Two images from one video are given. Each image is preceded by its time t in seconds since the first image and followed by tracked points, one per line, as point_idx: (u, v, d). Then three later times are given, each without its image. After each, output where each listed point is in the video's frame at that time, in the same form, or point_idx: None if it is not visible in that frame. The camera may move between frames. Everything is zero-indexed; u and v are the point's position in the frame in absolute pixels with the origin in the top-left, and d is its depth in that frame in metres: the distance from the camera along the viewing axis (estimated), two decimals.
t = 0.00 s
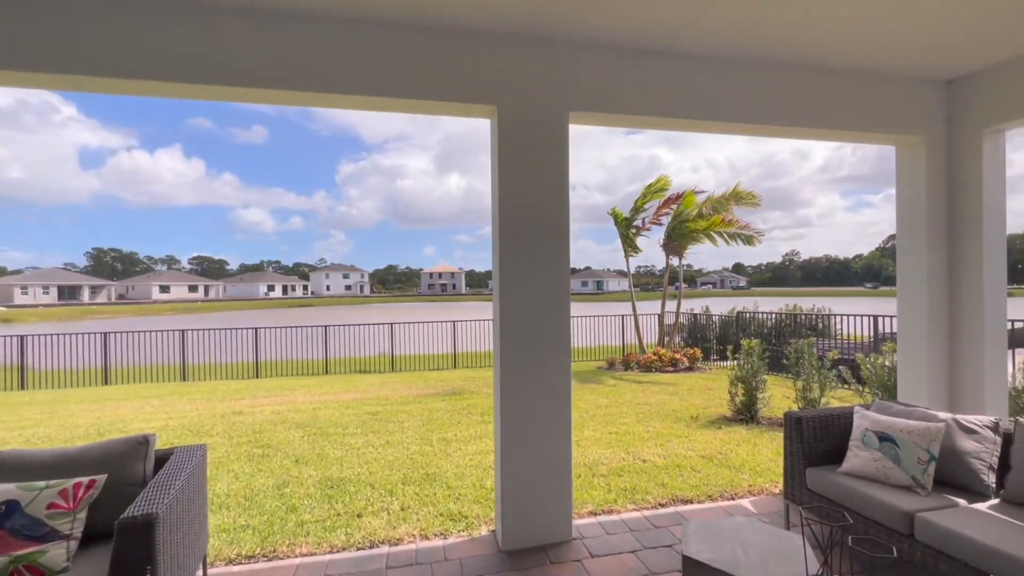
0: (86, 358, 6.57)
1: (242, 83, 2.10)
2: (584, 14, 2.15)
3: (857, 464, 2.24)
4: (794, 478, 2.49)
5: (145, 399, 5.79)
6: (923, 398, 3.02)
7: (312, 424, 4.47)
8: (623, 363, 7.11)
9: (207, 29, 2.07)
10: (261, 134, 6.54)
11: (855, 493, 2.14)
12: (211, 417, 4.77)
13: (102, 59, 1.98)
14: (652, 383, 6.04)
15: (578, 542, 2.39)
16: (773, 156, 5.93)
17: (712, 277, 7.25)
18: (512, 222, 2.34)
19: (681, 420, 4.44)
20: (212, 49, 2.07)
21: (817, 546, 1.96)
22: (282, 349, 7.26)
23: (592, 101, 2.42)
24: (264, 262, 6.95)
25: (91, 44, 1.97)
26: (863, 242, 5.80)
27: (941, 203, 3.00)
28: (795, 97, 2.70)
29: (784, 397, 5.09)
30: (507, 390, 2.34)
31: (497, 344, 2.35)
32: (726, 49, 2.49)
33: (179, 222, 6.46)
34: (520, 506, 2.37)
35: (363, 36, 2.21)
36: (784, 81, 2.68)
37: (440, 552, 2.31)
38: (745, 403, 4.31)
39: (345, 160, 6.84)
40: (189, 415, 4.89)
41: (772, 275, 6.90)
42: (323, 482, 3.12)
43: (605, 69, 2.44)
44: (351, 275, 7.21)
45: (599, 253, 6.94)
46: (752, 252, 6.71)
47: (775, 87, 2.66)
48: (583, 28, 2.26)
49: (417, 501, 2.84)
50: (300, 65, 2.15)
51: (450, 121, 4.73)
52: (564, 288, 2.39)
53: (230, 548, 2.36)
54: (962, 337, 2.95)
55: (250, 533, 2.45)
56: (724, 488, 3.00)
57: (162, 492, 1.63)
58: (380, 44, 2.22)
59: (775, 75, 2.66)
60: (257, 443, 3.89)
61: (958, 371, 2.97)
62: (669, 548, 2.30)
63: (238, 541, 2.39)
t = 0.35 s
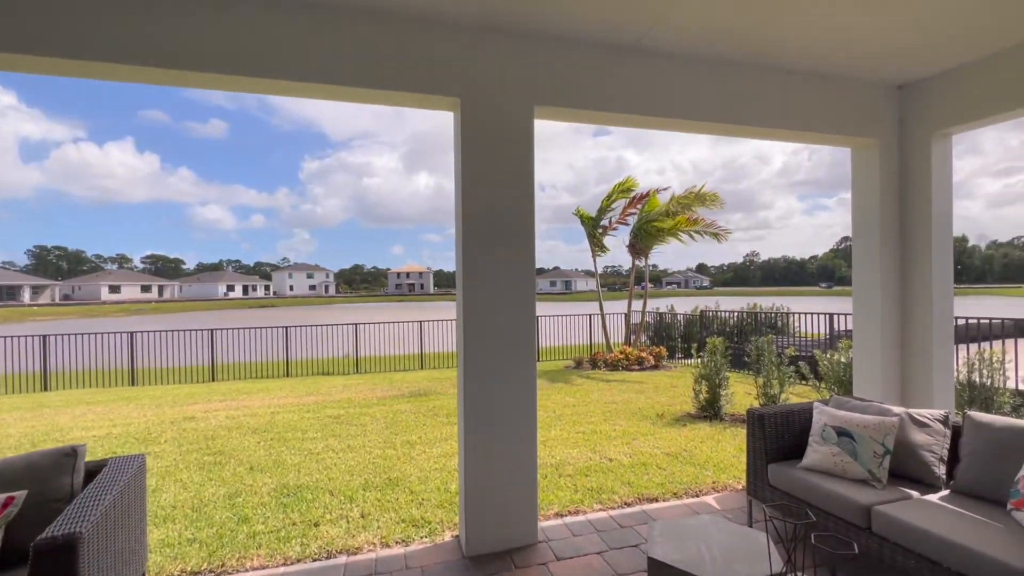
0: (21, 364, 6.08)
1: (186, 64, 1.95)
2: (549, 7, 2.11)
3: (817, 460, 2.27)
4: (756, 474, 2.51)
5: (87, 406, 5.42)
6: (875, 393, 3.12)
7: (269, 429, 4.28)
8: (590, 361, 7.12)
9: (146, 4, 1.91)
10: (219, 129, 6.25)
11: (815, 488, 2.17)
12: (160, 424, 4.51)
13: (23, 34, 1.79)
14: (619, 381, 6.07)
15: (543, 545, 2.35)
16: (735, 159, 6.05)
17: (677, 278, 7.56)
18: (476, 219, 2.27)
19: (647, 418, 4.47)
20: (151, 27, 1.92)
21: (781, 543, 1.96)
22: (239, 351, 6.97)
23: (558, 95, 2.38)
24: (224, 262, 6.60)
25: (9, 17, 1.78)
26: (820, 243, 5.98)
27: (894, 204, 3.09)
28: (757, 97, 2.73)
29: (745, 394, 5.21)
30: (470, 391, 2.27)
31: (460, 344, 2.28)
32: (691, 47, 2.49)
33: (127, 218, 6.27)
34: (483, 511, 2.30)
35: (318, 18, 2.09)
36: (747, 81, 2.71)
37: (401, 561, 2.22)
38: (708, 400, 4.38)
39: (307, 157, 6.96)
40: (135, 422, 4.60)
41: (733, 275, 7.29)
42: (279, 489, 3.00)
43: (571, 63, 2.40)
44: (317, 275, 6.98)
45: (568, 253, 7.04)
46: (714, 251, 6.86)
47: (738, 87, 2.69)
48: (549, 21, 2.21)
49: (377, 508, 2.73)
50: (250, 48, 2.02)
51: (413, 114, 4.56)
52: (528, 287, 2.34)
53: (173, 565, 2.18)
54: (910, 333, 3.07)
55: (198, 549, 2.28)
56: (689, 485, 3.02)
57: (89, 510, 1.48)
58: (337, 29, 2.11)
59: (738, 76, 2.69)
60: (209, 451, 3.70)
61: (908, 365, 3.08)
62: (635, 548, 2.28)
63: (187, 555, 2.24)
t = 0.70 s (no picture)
0: None
1: (127, 44, 1.81)
2: None
3: (782, 456, 2.29)
4: (723, 471, 2.53)
5: (27, 413, 5.07)
6: (836, 388, 3.20)
7: (227, 434, 4.10)
8: (561, 361, 7.11)
9: None
10: (179, 122, 6.05)
11: (780, 484, 2.19)
12: (109, 431, 4.26)
13: None
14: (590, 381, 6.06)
15: (512, 548, 2.30)
16: (702, 163, 6.13)
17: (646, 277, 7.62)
18: (442, 215, 2.20)
19: (616, 417, 4.48)
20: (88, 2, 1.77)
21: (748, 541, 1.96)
22: (197, 354, 6.65)
23: (526, 90, 2.34)
24: (184, 261, 6.80)
25: None
26: (781, 244, 6.30)
27: (853, 204, 3.18)
28: (723, 97, 2.76)
29: (712, 391, 5.29)
30: (436, 391, 2.20)
31: (427, 344, 2.21)
32: (659, 45, 2.49)
33: (86, 214, 6.04)
34: (450, 516, 2.24)
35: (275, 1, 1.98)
36: (713, 81, 2.73)
37: (364, 569, 2.13)
38: (677, 398, 4.43)
39: (274, 154, 6.95)
40: (81, 430, 4.33)
41: (700, 275, 7.44)
42: (236, 496, 2.88)
43: (540, 58, 2.37)
44: (283, 275, 7.35)
45: (539, 254, 7.10)
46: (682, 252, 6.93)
47: (705, 87, 2.71)
48: (518, 14, 2.17)
49: (339, 515, 2.64)
50: (200, 30, 1.90)
51: (384, 111, 4.42)
52: (496, 285, 2.30)
53: None
54: (867, 330, 3.17)
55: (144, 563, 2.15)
56: (658, 483, 3.02)
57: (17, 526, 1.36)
58: (295, 13, 2.00)
59: (705, 75, 2.71)
60: (161, 459, 3.51)
61: (865, 361, 3.18)
62: (605, 548, 2.26)
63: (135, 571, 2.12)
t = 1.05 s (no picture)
0: None
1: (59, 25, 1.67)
2: None
3: (746, 454, 2.31)
4: (689, 470, 2.54)
5: None
6: (796, 386, 3.28)
7: (179, 442, 3.89)
8: (529, 360, 7.07)
9: None
10: (132, 113, 5.70)
11: (744, 483, 2.21)
12: (47, 442, 3.97)
13: None
14: (558, 380, 6.05)
15: (478, 554, 2.25)
16: (667, 165, 6.20)
17: (614, 277, 7.81)
18: (405, 213, 2.13)
19: (583, 417, 4.48)
20: None
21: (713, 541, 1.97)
22: (148, 357, 6.31)
23: (493, 86, 2.30)
24: (138, 261, 6.37)
25: None
26: (742, 245, 6.48)
27: (812, 206, 3.26)
28: (688, 98, 2.78)
29: (678, 389, 5.36)
30: (399, 394, 2.13)
31: (388, 344, 2.13)
32: (626, 44, 2.48)
33: (23, 211, 5.30)
34: (414, 523, 2.17)
35: None
36: (679, 83, 2.76)
37: None
38: (643, 397, 4.46)
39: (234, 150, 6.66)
40: (15, 440, 4.03)
41: (665, 275, 7.58)
42: (186, 509, 2.71)
43: (507, 54, 2.33)
44: (243, 274, 6.89)
45: (507, 254, 7.06)
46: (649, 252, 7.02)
47: (671, 88, 2.72)
48: (485, 8, 2.12)
49: (297, 525, 2.52)
50: (142, 12, 1.77)
51: (348, 107, 4.29)
52: (461, 284, 2.24)
53: None
54: (826, 329, 3.24)
55: None
56: (625, 483, 3.02)
57: None
58: None
59: (670, 77, 2.73)
60: (104, 471, 3.29)
61: (824, 360, 3.26)
62: (572, 551, 2.23)
63: None
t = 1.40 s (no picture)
0: None
1: None
2: None
3: (715, 453, 2.33)
4: (659, 469, 2.55)
5: None
6: (763, 384, 3.34)
7: (132, 451, 3.68)
8: (501, 361, 7.01)
9: None
10: (87, 105, 5.42)
11: (713, 481, 2.22)
12: None
13: None
14: (530, 380, 6.02)
15: (448, 560, 2.19)
16: (638, 167, 6.27)
17: (587, 277, 7.92)
18: (371, 209, 2.06)
19: (556, 416, 4.46)
20: None
21: (684, 540, 1.97)
22: (102, 360, 6.17)
23: (464, 81, 2.25)
24: (92, 258, 5.53)
25: None
26: (710, 246, 6.67)
27: (778, 207, 3.32)
28: (659, 98, 2.80)
29: (648, 388, 5.40)
30: (365, 396, 2.05)
31: (354, 344, 2.05)
32: (598, 42, 2.47)
33: None
34: (381, 530, 2.10)
35: None
36: (649, 82, 2.77)
37: None
38: (614, 396, 4.47)
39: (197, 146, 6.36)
40: None
41: (635, 275, 7.74)
42: (136, 522, 2.55)
43: (479, 49, 2.28)
44: (205, 274, 6.22)
45: (479, 254, 6.98)
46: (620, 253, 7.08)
47: (642, 88, 2.73)
48: (466, 4, 2.09)
49: (257, 536, 2.41)
50: None
51: (316, 103, 4.18)
52: (431, 281, 2.19)
53: None
54: (791, 327, 3.32)
55: None
56: (597, 483, 3.01)
57: None
58: None
59: (641, 77, 2.74)
60: (47, 483, 3.08)
61: (789, 358, 3.33)
62: (544, 554, 2.20)
63: None
